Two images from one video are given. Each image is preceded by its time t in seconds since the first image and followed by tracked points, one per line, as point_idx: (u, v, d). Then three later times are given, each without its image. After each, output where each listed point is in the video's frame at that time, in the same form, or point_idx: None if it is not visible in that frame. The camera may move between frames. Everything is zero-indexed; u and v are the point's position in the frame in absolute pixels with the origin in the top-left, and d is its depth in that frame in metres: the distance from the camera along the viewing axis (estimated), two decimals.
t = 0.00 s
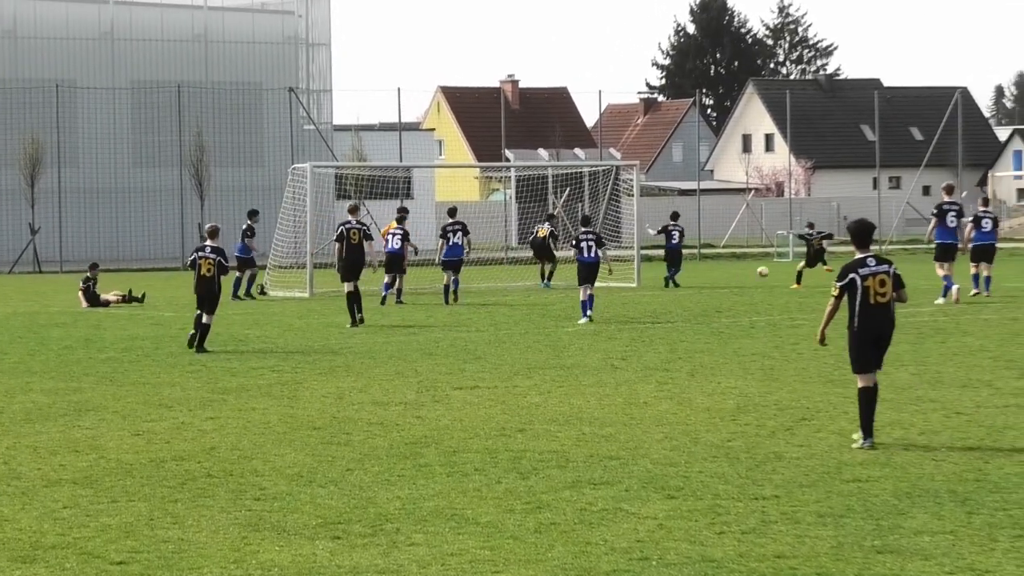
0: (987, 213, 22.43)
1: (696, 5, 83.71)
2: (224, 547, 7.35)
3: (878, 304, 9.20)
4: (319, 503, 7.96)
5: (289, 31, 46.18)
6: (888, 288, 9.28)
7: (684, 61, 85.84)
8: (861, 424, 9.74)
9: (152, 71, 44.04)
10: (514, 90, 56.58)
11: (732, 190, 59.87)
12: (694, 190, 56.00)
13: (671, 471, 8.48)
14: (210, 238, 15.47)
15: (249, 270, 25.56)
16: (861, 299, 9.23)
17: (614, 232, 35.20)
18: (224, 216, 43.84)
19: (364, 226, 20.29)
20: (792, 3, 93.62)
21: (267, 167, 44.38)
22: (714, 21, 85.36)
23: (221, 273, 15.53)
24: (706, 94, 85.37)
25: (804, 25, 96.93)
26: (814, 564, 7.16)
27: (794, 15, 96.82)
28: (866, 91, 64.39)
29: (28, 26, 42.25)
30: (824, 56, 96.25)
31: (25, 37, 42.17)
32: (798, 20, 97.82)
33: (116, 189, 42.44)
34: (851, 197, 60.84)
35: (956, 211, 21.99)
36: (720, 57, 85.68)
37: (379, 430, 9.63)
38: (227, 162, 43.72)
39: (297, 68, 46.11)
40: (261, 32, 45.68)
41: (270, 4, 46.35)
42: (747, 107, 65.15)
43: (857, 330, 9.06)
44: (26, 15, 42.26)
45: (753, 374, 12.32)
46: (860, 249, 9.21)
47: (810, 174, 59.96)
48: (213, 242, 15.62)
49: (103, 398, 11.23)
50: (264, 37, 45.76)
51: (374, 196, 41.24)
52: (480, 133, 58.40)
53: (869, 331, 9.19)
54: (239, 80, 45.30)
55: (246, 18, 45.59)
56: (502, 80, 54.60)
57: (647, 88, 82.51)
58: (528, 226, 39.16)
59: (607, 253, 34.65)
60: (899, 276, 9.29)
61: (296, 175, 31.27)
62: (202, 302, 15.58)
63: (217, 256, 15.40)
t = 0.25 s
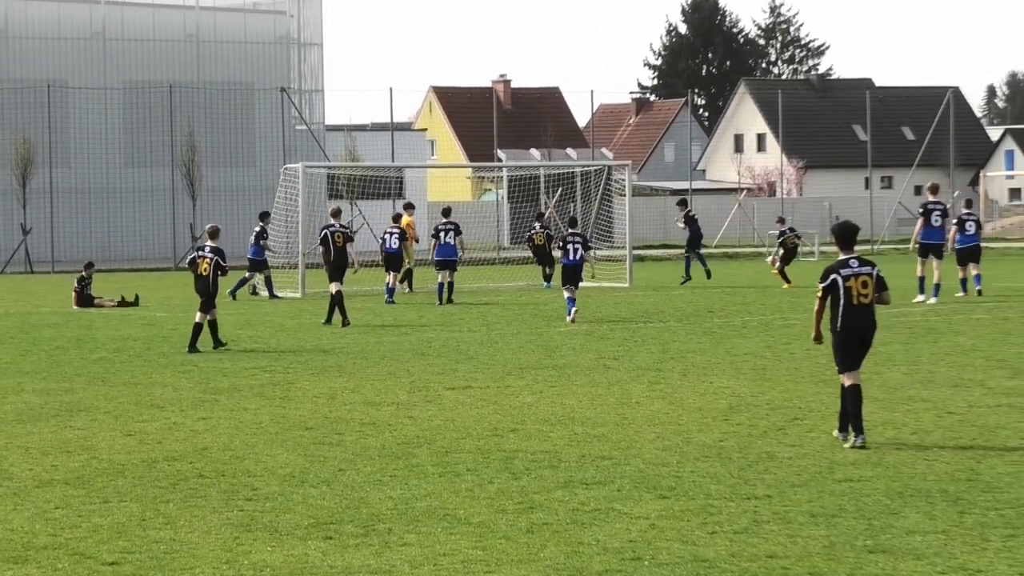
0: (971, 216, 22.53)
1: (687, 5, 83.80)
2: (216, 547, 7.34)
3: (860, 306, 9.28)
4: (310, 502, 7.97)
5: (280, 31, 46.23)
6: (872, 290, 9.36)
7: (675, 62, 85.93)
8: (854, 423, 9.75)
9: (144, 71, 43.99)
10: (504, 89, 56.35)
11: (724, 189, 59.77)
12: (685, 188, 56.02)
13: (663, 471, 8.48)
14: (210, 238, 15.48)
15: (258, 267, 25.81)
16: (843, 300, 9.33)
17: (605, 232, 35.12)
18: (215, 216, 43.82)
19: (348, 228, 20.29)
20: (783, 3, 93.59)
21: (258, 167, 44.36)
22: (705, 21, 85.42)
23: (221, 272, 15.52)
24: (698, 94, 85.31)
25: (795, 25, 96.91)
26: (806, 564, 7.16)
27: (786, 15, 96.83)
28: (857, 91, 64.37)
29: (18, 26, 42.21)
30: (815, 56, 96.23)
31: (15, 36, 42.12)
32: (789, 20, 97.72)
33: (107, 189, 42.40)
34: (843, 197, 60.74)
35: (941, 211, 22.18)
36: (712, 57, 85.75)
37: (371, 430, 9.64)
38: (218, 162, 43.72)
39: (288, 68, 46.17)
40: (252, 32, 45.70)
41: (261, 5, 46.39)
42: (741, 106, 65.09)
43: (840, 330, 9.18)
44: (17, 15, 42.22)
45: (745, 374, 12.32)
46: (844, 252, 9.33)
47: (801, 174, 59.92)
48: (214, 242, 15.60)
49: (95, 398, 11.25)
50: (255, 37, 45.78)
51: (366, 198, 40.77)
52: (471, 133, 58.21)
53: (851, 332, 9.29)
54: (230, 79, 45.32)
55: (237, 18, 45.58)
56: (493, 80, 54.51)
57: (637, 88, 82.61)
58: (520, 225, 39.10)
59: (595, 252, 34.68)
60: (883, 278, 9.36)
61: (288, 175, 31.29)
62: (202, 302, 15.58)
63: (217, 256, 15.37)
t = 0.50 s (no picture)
0: (936, 214, 22.75)
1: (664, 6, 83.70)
2: (192, 548, 7.34)
3: (830, 303, 9.32)
4: (286, 503, 7.97)
5: (258, 32, 45.83)
6: (843, 288, 9.38)
7: (652, 62, 85.79)
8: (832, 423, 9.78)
9: (121, 72, 43.55)
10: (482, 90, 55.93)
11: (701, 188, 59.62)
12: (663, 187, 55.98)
13: (640, 471, 8.49)
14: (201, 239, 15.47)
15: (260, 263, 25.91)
16: (813, 297, 9.37)
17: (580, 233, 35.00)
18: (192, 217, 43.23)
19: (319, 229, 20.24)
20: (760, 5, 93.44)
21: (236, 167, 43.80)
22: (682, 22, 85.30)
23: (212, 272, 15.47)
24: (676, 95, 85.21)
25: (773, 27, 96.75)
26: (781, 564, 7.16)
27: (764, 17, 96.69)
28: (834, 92, 64.26)
29: None
30: (793, 58, 96.10)
31: None
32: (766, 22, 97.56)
33: (84, 190, 41.91)
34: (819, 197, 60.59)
35: (908, 215, 22.05)
36: (689, 58, 85.63)
37: (348, 431, 9.65)
38: (196, 162, 43.19)
39: (266, 68, 45.82)
40: (229, 32, 45.29)
41: (238, 6, 46.01)
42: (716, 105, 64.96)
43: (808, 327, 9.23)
44: None
45: (722, 374, 12.36)
46: (818, 248, 9.35)
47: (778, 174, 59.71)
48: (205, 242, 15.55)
49: (70, 399, 11.23)
50: (232, 37, 45.39)
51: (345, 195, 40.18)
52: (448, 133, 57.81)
53: (820, 328, 9.32)
54: (208, 79, 44.89)
55: (215, 18, 45.21)
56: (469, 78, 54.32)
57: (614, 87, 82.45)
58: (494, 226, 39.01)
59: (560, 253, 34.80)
60: (855, 277, 9.38)
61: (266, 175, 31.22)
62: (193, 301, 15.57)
63: (206, 257, 15.30)
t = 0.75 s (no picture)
0: (868, 215, 22.95)
1: (607, 5, 83.61)
2: (132, 548, 7.29)
3: (764, 300, 9.61)
4: (227, 503, 7.98)
5: (201, 29, 44.05)
6: (778, 283, 9.65)
7: (595, 62, 85.67)
8: (773, 424, 9.94)
9: (61, 70, 41.73)
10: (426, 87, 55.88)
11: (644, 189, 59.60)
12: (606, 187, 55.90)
13: (582, 470, 8.53)
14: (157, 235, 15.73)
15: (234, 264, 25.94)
16: (748, 293, 9.64)
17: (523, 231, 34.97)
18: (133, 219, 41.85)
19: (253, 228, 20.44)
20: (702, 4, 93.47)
21: (178, 167, 42.26)
22: (625, 21, 85.24)
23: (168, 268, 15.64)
24: (618, 94, 85.22)
25: (715, 26, 96.84)
26: (722, 563, 7.13)
27: (705, 17, 96.74)
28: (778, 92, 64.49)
29: None
30: (734, 57, 96.22)
31: None
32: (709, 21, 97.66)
33: (24, 190, 40.38)
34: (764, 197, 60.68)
35: (841, 210, 22.24)
36: (633, 57, 85.60)
37: (289, 431, 9.71)
38: (137, 162, 41.72)
39: (208, 67, 43.99)
40: (173, 29, 43.48)
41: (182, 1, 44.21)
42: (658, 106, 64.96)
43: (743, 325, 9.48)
44: None
45: (664, 373, 12.50)
46: (753, 246, 9.59)
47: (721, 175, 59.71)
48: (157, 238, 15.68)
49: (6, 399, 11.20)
50: (174, 36, 43.52)
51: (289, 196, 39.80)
52: (391, 132, 57.60)
53: (756, 324, 9.60)
54: (150, 78, 43.04)
55: (156, 17, 43.37)
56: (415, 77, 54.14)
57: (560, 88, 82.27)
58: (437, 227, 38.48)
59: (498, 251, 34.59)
60: (791, 273, 9.65)
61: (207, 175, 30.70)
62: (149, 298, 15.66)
63: (161, 252, 15.47)
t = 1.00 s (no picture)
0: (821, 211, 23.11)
1: (568, 4, 83.66)
2: (95, 548, 7.22)
3: (721, 300, 9.77)
4: (193, 502, 7.98)
5: (162, 28, 43.87)
6: (734, 284, 9.82)
7: (558, 61, 85.72)
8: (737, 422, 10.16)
9: (22, 67, 41.49)
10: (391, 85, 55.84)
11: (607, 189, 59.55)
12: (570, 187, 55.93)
13: (546, 469, 8.61)
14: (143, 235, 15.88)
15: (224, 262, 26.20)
16: (706, 294, 9.79)
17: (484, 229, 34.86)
18: (96, 218, 41.61)
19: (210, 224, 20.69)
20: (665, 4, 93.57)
21: (140, 166, 42.11)
22: (588, 20, 85.29)
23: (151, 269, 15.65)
24: (581, 92, 85.38)
25: (678, 25, 96.93)
26: (689, 561, 7.03)
27: (668, 16, 96.83)
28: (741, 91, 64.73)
29: None
30: (696, 56, 96.29)
31: None
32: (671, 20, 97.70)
33: None
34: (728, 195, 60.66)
35: (796, 211, 22.66)
36: (595, 56, 85.64)
37: (252, 429, 9.88)
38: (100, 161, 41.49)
39: (169, 66, 43.83)
40: (133, 28, 43.25)
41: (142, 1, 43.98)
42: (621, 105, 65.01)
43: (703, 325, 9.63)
44: None
45: (627, 373, 12.72)
46: (708, 247, 9.76)
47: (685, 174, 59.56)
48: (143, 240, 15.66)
49: None
50: (136, 34, 43.29)
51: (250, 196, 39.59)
52: (355, 131, 57.49)
53: (714, 324, 9.73)
54: (111, 76, 42.81)
55: (117, 15, 43.08)
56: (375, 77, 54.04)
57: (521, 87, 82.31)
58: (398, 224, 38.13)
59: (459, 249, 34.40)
60: (746, 274, 9.82)
61: (167, 173, 30.41)
62: (134, 300, 15.63)
63: (144, 253, 15.49)
